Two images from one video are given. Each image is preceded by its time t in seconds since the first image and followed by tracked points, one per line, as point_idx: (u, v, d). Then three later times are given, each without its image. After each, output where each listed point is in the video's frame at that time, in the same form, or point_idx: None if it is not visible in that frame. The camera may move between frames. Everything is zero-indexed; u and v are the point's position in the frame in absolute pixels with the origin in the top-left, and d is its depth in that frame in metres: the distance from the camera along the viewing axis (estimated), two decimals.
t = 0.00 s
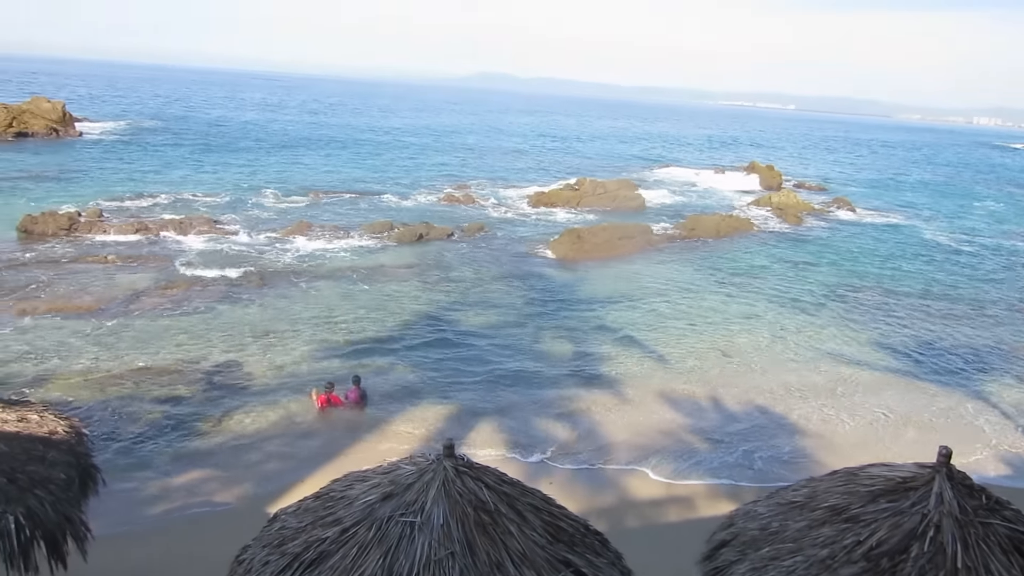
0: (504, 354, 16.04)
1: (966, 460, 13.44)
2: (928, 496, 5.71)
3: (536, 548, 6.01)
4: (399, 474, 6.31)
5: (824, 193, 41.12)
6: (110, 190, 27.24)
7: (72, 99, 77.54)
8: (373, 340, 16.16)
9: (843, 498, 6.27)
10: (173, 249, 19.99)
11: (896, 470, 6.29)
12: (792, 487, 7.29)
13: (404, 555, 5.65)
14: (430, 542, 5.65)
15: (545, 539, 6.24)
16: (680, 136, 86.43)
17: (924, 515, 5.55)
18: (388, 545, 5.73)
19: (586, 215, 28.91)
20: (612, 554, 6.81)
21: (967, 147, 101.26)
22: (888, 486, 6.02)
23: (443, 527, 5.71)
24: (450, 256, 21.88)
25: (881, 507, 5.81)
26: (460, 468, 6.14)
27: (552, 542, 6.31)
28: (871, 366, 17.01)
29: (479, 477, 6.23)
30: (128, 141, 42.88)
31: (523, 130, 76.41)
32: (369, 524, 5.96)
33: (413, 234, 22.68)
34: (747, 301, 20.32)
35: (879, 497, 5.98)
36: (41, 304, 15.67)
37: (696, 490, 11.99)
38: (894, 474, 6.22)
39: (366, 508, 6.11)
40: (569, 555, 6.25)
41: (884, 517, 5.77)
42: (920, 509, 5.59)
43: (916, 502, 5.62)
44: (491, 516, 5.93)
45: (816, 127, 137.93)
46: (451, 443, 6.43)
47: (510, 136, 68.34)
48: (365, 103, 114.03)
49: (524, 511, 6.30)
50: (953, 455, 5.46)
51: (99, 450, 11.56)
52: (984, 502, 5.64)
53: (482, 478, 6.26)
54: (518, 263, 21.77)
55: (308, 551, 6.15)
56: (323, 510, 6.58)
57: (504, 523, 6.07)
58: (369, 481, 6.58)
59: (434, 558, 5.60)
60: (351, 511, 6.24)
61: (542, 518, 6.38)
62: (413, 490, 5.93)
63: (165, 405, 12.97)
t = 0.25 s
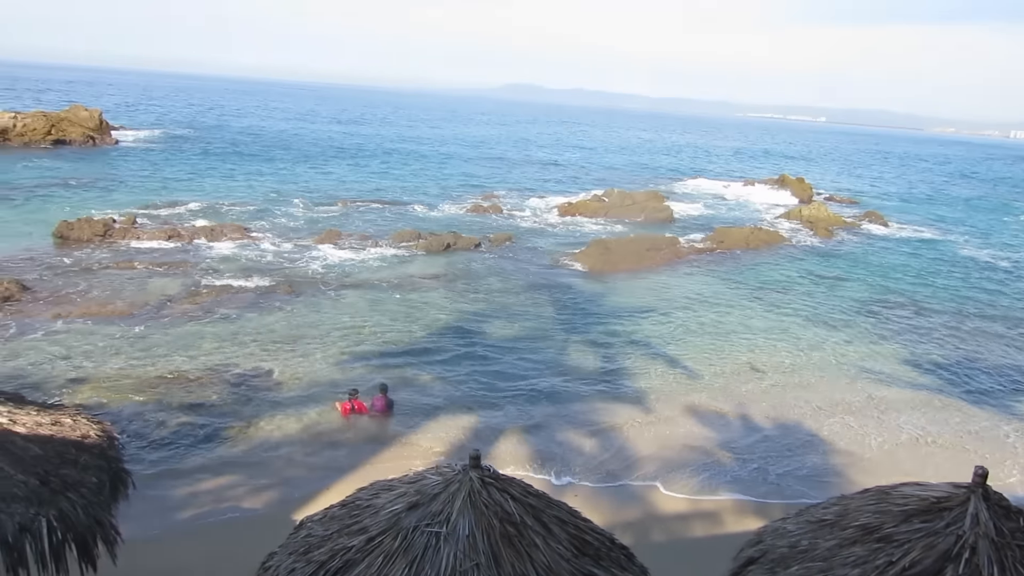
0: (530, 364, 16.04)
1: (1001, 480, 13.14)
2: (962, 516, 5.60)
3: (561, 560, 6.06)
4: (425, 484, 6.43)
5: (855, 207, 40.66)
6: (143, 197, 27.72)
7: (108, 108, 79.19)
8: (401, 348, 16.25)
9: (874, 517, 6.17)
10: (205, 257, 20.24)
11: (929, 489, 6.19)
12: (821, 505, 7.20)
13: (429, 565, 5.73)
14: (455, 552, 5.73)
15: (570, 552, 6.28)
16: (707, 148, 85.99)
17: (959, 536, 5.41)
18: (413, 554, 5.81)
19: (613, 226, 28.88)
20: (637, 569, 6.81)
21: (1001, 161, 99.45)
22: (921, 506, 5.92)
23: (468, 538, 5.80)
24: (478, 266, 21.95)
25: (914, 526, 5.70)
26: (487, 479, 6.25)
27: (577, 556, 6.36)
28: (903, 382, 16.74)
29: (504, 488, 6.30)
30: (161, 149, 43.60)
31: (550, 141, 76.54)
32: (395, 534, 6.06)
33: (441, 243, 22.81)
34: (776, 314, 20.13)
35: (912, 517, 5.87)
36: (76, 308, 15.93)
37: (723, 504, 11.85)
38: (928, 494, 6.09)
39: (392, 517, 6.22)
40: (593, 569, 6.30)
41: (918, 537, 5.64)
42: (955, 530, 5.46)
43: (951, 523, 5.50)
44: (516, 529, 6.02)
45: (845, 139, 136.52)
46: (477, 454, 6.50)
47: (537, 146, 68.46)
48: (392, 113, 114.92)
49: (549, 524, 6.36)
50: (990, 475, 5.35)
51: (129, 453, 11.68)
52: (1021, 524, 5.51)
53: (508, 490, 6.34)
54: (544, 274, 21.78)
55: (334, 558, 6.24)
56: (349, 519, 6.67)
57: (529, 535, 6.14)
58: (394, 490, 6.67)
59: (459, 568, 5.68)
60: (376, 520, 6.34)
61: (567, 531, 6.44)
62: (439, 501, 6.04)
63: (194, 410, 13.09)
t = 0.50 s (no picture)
0: (557, 372, 16.00)
1: None
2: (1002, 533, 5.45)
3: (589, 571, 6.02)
4: (453, 492, 6.44)
5: (888, 216, 40.07)
6: (177, 204, 28.21)
7: (144, 117, 80.92)
8: (428, 355, 16.30)
9: (909, 532, 6.03)
10: (237, 263, 20.52)
11: (967, 505, 6.05)
12: (854, 520, 7.06)
13: (456, 573, 5.73)
14: (483, 560, 5.73)
15: (599, 563, 6.23)
16: (736, 155, 85.33)
17: (999, 554, 5.22)
18: (441, 562, 5.82)
19: (641, 234, 28.78)
20: None
21: None
22: (958, 522, 5.78)
23: (495, 547, 5.79)
24: (506, 273, 21.98)
25: (950, 543, 5.55)
26: (515, 488, 6.24)
27: (606, 567, 6.31)
28: (938, 395, 16.40)
29: (533, 497, 6.28)
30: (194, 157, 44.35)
31: (577, 149, 76.57)
32: (422, 541, 6.07)
33: (469, 250, 22.90)
34: (807, 324, 19.88)
35: (948, 533, 5.72)
36: (111, 313, 16.22)
37: (752, 516, 11.68)
38: (966, 510, 5.94)
39: (420, 524, 6.23)
40: None
41: (955, 554, 5.48)
42: (994, 547, 5.29)
43: (990, 539, 5.34)
44: (544, 538, 5.99)
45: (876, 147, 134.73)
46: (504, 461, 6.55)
47: (564, 154, 68.49)
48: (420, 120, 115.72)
49: (577, 534, 6.33)
50: None
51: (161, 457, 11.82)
52: None
53: (536, 499, 6.33)
54: (572, 282, 21.75)
55: (362, 565, 6.26)
56: (377, 526, 6.70)
57: (557, 545, 6.12)
58: (422, 497, 6.68)
59: None
60: (404, 527, 6.36)
61: (595, 542, 6.39)
62: (466, 509, 6.05)
63: (224, 415, 13.23)
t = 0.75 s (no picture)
0: (587, 380, 15.94)
1: None
2: None
3: None
4: (484, 500, 6.46)
5: (923, 221, 39.39)
6: (211, 213, 28.64)
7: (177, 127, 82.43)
8: (458, 362, 16.33)
9: (948, 545, 5.89)
10: (270, 271, 20.76)
11: (1009, 517, 5.91)
12: (892, 531, 6.91)
13: None
14: (514, 568, 5.72)
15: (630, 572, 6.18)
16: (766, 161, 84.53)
17: None
18: (472, 570, 5.82)
19: (671, 240, 28.64)
20: None
21: None
22: (1001, 535, 5.64)
23: (526, 555, 5.78)
24: (535, 281, 21.98)
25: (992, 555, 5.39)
26: (545, 496, 6.25)
27: None
28: (978, 403, 16.03)
29: (564, 506, 6.27)
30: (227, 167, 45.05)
31: (604, 156, 76.48)
32: (453, 549, 6.08)
33: (498, 257, 22.95)
34: (841, 332, 19.58)
35: (990, 546, 5.57)
36: (147, 320, 16.48)
37: (786, 526, 11.49)
38: (1008, 523, 5.80)
39: (450, 532, 6.25)
40: None
41: (998, 567, 5.32)
42: None
43: None
44: (575, 547, 5.97)
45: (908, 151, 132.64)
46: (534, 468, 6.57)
47: (592, 161, 68.40)
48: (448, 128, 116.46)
49: (608, 543, 6.30)
50: None
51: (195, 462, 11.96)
52: None
53: (567, 508, 6.32)
54: (602, 289, 21.67)
55: (394, 571, 6.27)
56: (408, 533, 6.73)
57: (588, 554, 6.09)
58: (453, 505, 6.71)
59: None
60: (435, 534, 6.37)
61: (627, 551, 6.35)
62: (497, 517, 6.06)
63: (257, 421, 13.36)
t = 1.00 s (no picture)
0: (615, 387, 15.85)
1: None
2: None
3: None
4: (512, 507, 6.47)
5: (957, 227, 38.75)
6: (242, 221, 29.04)
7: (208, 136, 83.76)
8: (485, 369, 16.34)
9: (986, 558, 5.75)
10: (299, 278, 20.97)
11: None
12: (927, 543, 6.76)
13: None
14: None
15: None
16: (794, 166, 83.72)
17: None
18: None
19: (699, 247, 28.49)
20: None
21: None
22: None
23: (554, 563, 5.75)
24: (562, 288, 21.95)
25: None
26: (574, 504, 6.25)
27: None
28: (1016, 412, 15.67)
29: (592, 515, 6.27)
30: (257, 175, 45.68)
31: (630, 162, 76.30)
32: (481, 556, 6.06)
33: (525, 264, 23.01)
34: (873, 339, 19.28)
35: None
36: (179, 327, 16.71)
37: (818, 538, 11.29)
38: None
39: (478, 540, 6.25)
40: None
41: None
42: None
43: None
44: (604, 556, 5.93)
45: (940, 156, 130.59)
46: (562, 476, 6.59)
47: (618, 168, 68.30)
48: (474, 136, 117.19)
49: (637, 553, 6.24)
50: None
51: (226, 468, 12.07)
52: None
53: (596, 516, 6.30)
54: (629, 296, 21.58)
55: None
56: (436, 540, 6.74)
57: (617, 564, 6.04)
58: (481, 513, 6.73)
59: None
60: (463, 542, 6.38)
61: (656, 561, 6.29)
62: (525, 525, 6.06)
63: (286, 428, 13.47)
